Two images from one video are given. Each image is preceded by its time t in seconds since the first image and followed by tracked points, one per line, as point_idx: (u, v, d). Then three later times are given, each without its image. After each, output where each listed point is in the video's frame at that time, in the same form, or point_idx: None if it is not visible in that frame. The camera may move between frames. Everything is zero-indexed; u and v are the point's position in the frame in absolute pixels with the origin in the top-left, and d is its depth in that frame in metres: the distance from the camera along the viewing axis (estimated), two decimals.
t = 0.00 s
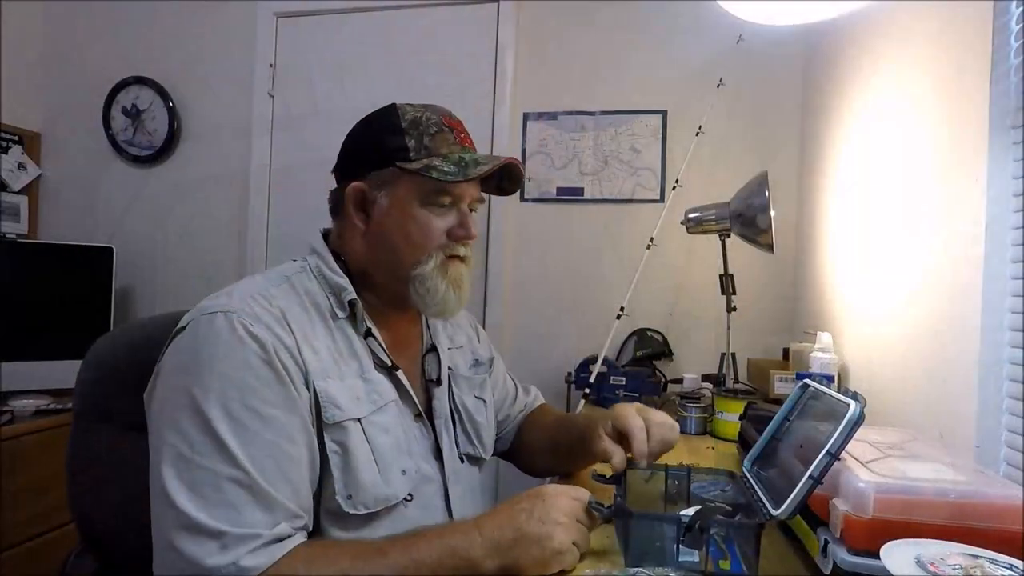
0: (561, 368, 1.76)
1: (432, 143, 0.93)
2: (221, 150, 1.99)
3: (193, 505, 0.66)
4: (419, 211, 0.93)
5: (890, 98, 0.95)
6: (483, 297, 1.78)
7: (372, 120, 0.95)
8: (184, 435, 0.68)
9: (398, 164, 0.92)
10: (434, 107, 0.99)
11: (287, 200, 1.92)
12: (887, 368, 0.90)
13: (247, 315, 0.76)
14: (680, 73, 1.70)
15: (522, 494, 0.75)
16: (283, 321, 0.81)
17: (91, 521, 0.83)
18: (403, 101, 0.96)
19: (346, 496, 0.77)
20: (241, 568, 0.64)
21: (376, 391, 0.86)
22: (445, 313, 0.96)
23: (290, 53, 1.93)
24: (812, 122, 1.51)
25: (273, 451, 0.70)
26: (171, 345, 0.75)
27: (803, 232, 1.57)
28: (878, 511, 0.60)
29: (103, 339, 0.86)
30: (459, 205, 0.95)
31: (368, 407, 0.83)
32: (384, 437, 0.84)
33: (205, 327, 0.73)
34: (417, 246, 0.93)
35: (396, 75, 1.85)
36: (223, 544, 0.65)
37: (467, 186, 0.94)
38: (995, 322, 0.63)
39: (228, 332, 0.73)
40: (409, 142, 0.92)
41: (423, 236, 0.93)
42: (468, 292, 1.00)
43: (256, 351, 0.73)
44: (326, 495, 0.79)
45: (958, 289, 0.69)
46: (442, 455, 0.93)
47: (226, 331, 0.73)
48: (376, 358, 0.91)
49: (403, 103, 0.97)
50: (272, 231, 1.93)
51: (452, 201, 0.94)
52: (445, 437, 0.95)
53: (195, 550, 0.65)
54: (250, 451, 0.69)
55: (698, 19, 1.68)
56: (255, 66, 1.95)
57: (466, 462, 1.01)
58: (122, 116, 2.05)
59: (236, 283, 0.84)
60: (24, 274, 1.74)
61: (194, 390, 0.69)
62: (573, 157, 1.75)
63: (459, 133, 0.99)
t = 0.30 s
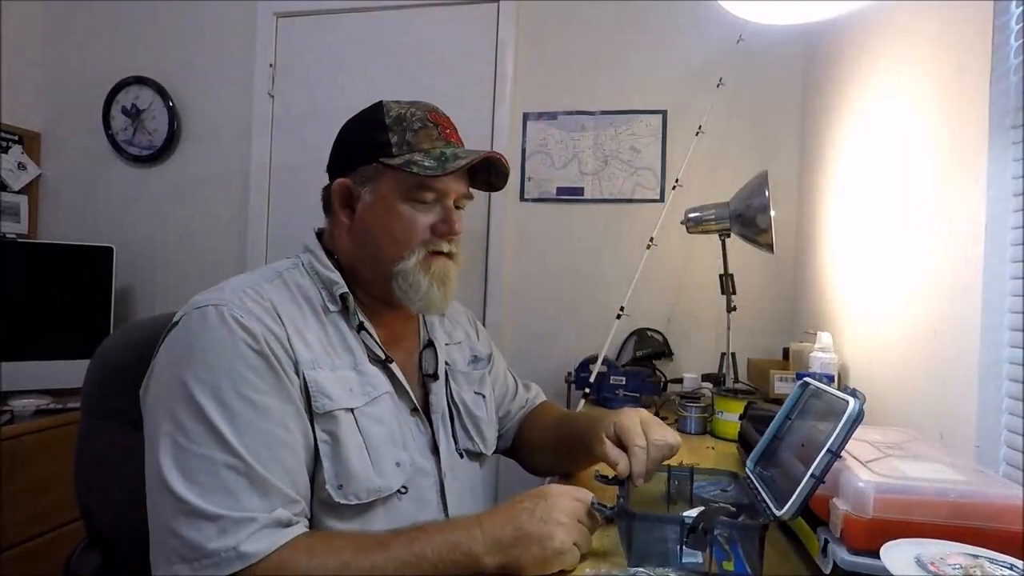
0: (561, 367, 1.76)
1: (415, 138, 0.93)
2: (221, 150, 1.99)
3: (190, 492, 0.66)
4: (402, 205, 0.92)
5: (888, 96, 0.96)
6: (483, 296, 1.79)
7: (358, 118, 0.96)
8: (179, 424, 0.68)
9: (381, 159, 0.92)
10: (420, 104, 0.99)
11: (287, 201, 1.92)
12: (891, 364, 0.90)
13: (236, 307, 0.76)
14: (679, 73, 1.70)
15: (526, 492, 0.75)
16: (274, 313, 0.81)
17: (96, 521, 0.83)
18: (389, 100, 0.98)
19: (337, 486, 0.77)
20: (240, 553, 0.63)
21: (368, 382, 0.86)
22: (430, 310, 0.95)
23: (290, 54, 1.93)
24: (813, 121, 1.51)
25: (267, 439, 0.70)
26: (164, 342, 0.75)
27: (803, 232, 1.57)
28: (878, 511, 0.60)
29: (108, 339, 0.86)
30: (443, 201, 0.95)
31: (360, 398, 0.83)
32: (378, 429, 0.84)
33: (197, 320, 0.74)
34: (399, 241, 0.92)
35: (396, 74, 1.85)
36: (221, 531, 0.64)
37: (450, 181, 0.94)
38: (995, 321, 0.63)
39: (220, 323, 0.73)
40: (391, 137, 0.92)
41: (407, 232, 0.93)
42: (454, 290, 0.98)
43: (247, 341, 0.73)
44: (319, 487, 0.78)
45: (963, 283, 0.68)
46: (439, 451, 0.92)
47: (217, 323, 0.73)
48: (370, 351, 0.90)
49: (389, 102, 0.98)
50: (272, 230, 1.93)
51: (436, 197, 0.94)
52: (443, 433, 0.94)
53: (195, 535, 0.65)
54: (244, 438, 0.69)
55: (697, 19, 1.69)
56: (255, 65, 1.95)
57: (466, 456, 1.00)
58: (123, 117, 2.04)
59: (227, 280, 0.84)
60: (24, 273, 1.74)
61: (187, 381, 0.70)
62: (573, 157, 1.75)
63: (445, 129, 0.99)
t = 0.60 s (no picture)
0: (561, 367, 1.76)
1: (406, 136, 0.93)
2: (221, 150, 1.99)
3: (186, 500, 0.66)
4: (390, 205, 0.92)
5: (888, 97, 0.96)
6: (483, 296, 1.80)
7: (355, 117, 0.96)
8: (174, 432, 0.68)
9: (372, 157, 0.92)
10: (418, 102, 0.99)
11: (287, 201, 1.92)
12: (891, 367, 0.90)
13: (231, 313, 0.76)
14: (679, 73, 1.70)
15: (528, 493, 0.75)
16: (269, 317, 0.81)
17: (96, 521, 0.83)
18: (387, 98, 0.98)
19: (334, 491, 0.77)
20: (237, 561, 0.63)
21: (365, 385, 0.85)
22: (414, 314, 0.93)
23: (291, 54, 1.93)
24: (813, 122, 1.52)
25: (263, 445, 0.70)
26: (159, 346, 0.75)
27: (803, 232, 1.57)
28: (878, 511, 0.60)
29: (109, 339, 0.86)
30: (433, 202, 0.95)
31: (358, 401, 0.83)
32: (375, 432, 0.83)
33: (192, 326, 0.74)
34: (386, 242, 0.92)
35: (397, 74, 1.85)
36: (218, 538, 0.64)
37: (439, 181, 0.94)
38: (995, 322, 0.63)
39: (214, 328, 0.73)
40: (383, 135, 0.92)
41: (394, 233, 0.92)
42: (442, 295, 0.97)
43: (242, 346, 0.73)
44: (317, 493, 0.78)
45: (961, 287, 0.69)
46: (439, 455, 0.92)
47: (212, 328, 0.73)
48: (366, 353, 0.90)
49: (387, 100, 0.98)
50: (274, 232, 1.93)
51: (426, 198, 0.94)
52: (441, 436, 0.94)
53: (191, 543, 0.64)
54: (240, 444, 0.69)
55: (697, 18, 1.69)
56: (255, 65, 1.95)
57: (465, 459, 1.00)
58: (122, 118, 2.04)
59: (222, 283, 0.84)
60: (25, 273, 1.74)
61: (181, 387, 0.69)
62: (573, 158, 1.76)
63: (441, 128, 0.99)
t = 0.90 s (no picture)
0: (561, 368, 1.76)
1: (421, 132, 0.92)
2: (220, 150, 1.99)
3: (189, 500, 0.65)
4: (399, 202, 0.93)
5: (888, 98, 0.96)
6: (483, 296, 1.80)
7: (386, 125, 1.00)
8: (185, 430, 0.68)
9: (388, 157, 0.94)
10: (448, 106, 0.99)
11: (287, 201, 1.93)
12: (889, 368, 0.90)
13: (251, 315, 0.76)
14: (679, 72, 1.70)
15: (530, 493, 0.75)
16: (287, 322, 0.81)
17: (96, 520, 0.83)
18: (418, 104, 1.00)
19: (340, 505, 0.77)
20: (234, 565, 0.63)
21: (379, 397, 0.85)
22: (415, 312, 0.91)
23: (291, 55, 1.93)
24: (814, 121, 1.52)
25: (270, 452, 0.70)
26: (177, 342, 0.76)
27: (803, 232, 1.57)
28: (878, 511, 0.60)
29: (108, 338, 0.86)
30: (445, 199, 0.94)
31: (370, 414, 0.82)
32: (387, 447, 0.82)
33: (210, 324, 0.74)
34: (393, 239, 0.93)
35: (397, 74, 1.85)
36: (217, 542, 0.64)
37: (451, 178, 0.93)
38: (995, 321, 0.63)
39: (233, 329, 0.74)
40: (400, 135, 0.93)
41: (400, 228, 0.92)
42: (449, 296, 0.94)
43: (259, 352, 0.73)
44: (323, 506, 0.78)
45: (960, 289, 0.69)
46: (451, 470, 0.91)
47: (230, 329, 0.73)
48: (380, 360, 0.90)
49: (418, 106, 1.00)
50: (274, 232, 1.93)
51: (437, 194, 0.94)
52: (454, 452, 0.93)
53: (190, 545, 0.64)
54: (248, 449, 0.69)
55: (697, 18, 1.69)
56: (255, 66, 1.95)
57: (478, 472, 0.99)
58: (123, 117, 2.04)
59: (244, 282, 0.84)
60: (24, 273, 1.73)
61: (195, 386, 0.70)
62: (573, 158, 1.76)
63: (467, 128, 0.96)
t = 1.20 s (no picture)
0: (561, 367, 1.76)
1: (463, 136, 0.90)
2: (220, 149, 1.99)
3: (209, 502, 0.65)
4: (439, 204, 0.90)
5: (889, 97, 0.96)
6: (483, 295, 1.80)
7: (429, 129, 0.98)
8: (213, 429, 0.67)
9: (428, 159, 0.92)
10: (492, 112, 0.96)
11: (287, 201, 1.93)
12: (889, 364, 0.91)
13: (288, 316, 0.76)
14: (679, 72, 1.70)
15: (530, 492, 0.75)
16: (323, 323, 0.80)
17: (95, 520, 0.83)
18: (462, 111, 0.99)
19: (374, 514, 0.77)
20: (248, 570, 0.62)
21: (412, 406, 0.84)
22: (453, 315, 0.89)
23: (290, 54, 1.93)
24: (813, 121, 1.52)
25: (296, 460, 0.69)
26: (210, 335, 0.75)
27: (803, 232, 1.57)
28: (878, 511, 0.61)
29: (107, 336, 0.86)
30: (486, 202, 0.91)
31: (402, 422, 0.82)
32: (418, 456, 0.82)
33: (246, 322, 0.73)
34: (430, 241, 0.90)
35: (397, 73, 1.84)
36: (231, 547, 0.63)
37: (492, 180, 0.90)
38: (995, 321, 0.63)
39: (271, 329, 0.73)
40: (442, 138, 0.91)
41: (439, 230, 0.90)
42: (487, 300, 0.91)
43: (294, 356, 0.72)
44: (357, 513, 0.78)
45: (959, 289, 0.69)
46: (481, 478, 0.92)
47: (266, 329, 0.73)
48: (414, 367, 0.90)
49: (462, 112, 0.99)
50: (273, 232, 1.93)
51: (478, 198, 0.91)
52: (484, 457, 0.94)
53: (206, 548, 0.63)
54: (274, 455, 0.68)
55: (696, 18, 1.69)
56: (255, 65, 1.95)
57: (502, 477, 1.00)
58: (122, 117, 2.04)
59: (281, 278, 0.84)
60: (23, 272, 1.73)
61: (227, 385, 0.69)
62: (573, 157, 1.76)
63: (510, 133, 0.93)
